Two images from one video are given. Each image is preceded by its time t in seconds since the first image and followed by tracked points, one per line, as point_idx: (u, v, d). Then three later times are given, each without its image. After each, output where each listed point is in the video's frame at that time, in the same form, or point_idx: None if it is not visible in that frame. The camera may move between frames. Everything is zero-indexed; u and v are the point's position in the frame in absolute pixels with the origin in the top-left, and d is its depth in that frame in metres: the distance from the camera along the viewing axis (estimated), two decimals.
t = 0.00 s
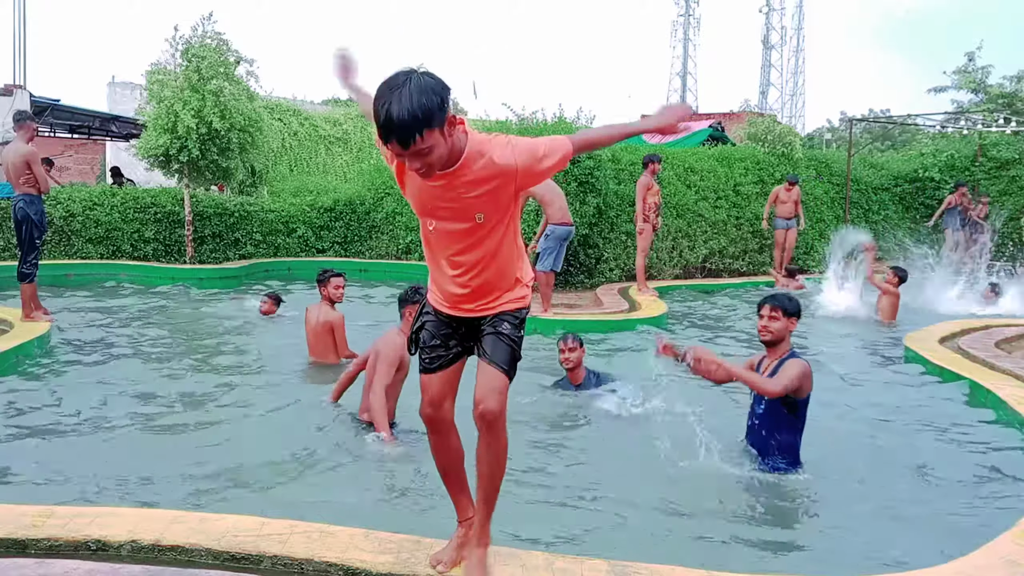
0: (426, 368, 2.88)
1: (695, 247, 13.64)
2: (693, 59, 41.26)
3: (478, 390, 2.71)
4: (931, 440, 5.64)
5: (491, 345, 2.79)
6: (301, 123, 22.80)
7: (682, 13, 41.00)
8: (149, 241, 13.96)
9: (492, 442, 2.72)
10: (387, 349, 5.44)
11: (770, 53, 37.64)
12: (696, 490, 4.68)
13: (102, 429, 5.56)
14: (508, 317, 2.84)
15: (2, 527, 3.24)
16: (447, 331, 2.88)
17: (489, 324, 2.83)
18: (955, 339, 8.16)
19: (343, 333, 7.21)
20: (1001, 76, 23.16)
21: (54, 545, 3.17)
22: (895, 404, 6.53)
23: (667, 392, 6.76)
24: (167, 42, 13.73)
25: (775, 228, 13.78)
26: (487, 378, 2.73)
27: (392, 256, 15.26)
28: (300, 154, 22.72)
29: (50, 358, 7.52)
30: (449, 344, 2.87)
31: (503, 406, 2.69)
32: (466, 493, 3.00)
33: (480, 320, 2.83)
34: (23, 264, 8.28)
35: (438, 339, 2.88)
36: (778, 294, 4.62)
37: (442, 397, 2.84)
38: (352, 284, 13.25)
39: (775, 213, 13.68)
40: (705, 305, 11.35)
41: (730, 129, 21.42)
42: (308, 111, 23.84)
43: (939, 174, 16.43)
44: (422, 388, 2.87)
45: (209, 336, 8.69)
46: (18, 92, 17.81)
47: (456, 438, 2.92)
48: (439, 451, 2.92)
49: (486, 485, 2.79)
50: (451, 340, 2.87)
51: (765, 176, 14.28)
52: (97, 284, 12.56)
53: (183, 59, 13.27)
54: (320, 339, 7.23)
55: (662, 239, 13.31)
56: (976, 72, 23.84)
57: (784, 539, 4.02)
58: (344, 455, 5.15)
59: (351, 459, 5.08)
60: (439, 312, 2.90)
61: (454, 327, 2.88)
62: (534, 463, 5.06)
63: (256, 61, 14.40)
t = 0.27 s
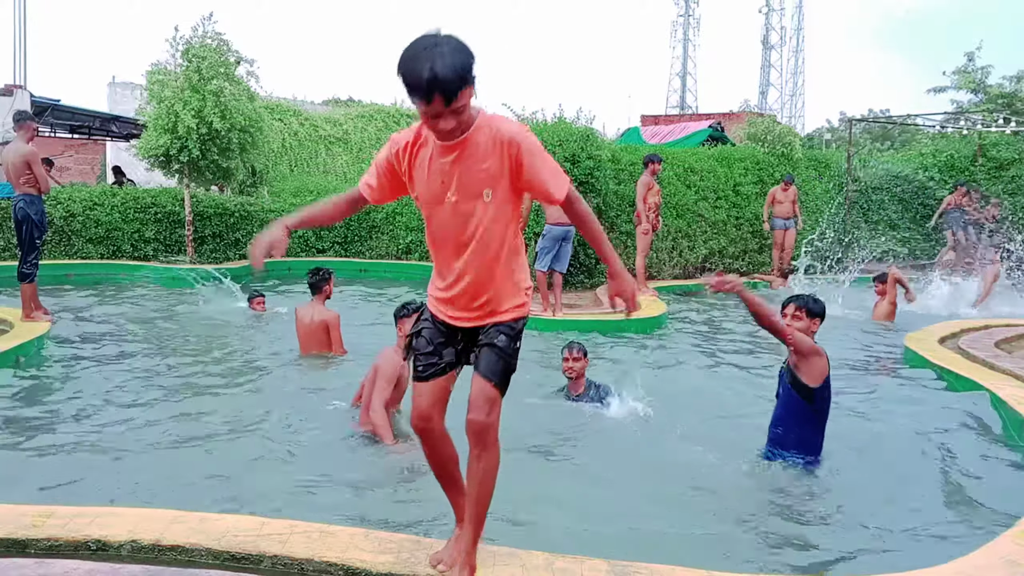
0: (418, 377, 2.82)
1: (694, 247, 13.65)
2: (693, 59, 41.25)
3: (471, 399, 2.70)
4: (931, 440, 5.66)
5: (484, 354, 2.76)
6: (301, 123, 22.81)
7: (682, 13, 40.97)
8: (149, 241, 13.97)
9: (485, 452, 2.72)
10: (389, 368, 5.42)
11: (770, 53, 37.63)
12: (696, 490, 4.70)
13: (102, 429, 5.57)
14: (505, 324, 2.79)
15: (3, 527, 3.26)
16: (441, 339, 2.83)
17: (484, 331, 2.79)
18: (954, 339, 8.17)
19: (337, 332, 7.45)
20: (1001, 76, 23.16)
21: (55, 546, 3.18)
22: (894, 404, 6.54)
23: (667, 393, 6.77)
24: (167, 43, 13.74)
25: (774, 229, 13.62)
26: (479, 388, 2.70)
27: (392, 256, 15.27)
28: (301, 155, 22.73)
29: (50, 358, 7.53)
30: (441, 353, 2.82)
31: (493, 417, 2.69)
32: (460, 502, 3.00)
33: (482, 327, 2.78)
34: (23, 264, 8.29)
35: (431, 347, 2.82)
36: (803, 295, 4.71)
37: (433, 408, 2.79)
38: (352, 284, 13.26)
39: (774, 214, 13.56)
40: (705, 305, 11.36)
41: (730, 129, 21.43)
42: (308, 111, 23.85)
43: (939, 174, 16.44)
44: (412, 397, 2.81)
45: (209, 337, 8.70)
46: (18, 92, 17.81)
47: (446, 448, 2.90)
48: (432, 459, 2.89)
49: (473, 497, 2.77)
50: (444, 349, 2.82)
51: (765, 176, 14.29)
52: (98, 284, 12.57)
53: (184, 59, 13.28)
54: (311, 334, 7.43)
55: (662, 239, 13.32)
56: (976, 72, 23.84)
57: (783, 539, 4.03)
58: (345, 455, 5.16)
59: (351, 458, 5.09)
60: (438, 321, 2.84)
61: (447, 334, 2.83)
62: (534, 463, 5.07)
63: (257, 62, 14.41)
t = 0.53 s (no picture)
0: (426, 388, 2.80)
1: (694, 247, 13.66)
2: (693, 59, 41.21)
3: (499, 410, 2.72)
4: (931, 440, 5.65)
5: (503, 363, 2.74)
6: (301, 124, 22.79)
7: (682, 13, 40.93)
8: (149, 241, 13.96)
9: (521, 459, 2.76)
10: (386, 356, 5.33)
11: (770, 53, 37.63)
12: (696, 490, 4.69)
13: (102, 429, 5.57)
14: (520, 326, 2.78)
15: (3, 527, 3.26)
16: (445, 347, 2.79)
17: (499, 337, 2.76)
18: (954, 339, 8.17)
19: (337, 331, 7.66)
20: (1001, 76, 23.15)
21: (55, 545, 3.18)
22: (893, 404, 6.54)
23: (667, 393, 6.77)
24: (167, 43, 13.75)
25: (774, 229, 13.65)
26: (503, 400, 2.72)
27: (392, 256, 15.27)
28: (301, 155, 22.73)
29: (50, 359, 7.52)
30: (446, 362, 2.79)
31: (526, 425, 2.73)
32: (471, 505, 3.01)
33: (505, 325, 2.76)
34: (23, 264, 8.28)
35: (436, 357, 2.78)
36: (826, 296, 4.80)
37: (444, 416, 2.79)
38: (352, 284, 13.27)
39: (774, 214, 13.59)
40: (706, 305, 11.36)
41: (730, 129, 21.42)
42: (309, 111, 23.83)
43: (939, 174, 16.44)
44: (422, 408, 2.80)
45: (210, 337, 8.69)
46: (18, 92, 17.80)
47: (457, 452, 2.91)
48: (445, 467, 2.90)
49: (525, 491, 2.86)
50: (449, 356, 2.79)
51: (765, 176, 14.28)
52: (98, 284, 12.56)
53: (184, 59, 13.28)
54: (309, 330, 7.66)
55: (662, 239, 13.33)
56: (976, 72, 23.84)
57: (782, 539, 4.04)
58: (344, 455, 5.17)
59: (350, 458, 5.10)
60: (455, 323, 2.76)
61: (449, 341, 2.79)
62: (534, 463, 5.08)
63: (256, 61, 14.41)
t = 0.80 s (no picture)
0: (444, 386, 2.78)
1: (694, 247, 13.66)
2: (694, 59, 41.18)
3: (526, 410, 2.75)
4: (932, 439, 5.64)
5: (528, 362, 2.75)
6: (301, 124, 22.78)
7: (682, 13, 40.91)
8: (149, 241, 13.96)
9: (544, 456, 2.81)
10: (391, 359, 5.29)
11: (770, 53, 37.60)
12: (696, 490, 4.69)
13: (101, 430, 5.56)
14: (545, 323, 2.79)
15: (3, 527, 3.25)
16: (463, 345, 2.75)
17: (526, 335, 2.75)
18: (954, 338, 8.17)
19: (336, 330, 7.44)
20: (1001, 76, 23.14)
21: (55, 546, 3.18)
22: (894, 403, 6.54)
23: (667, 393, 6.77)
24: (167, 43, 13.75)
25: (776, 229, 13.94)
26: (531, 400, 2.75)
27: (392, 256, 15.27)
28: (301, 155, 22.73)
29: (50, 359, 7.52)
30: (463, 360, 2.76)
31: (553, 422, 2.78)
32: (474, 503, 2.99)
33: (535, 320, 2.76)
34: (23, 264, 8.28)
35: (454, 355, 2.75)
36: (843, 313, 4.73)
37: (462, 413, 2.80)
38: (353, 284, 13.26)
39: (775, 213, 13.82)
40: (706, 305, 11.36)
41: (730, 129, 21.42)
42: (309, 111, 23.84)
43: (939, 174, 16.43)
44: (441, 407, 2.78)
45: (210, 337, 8.68)
46: (18, 92, 17.80)
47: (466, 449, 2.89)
48: (454, 465, 2.89)
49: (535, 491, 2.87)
50: (466, 354, 2.76)
51: (765, 176, 14.28)
52: (98, 284, 12.55)
53: (184, 59, 13.29)
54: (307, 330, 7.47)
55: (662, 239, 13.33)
56: (976, 72, 23.83)
57: (782, 539, 4.03)
58: (344, 454, 5.16)
59: (349, 458, 5.09)
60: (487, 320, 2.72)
61: (467, 338, 2.75)
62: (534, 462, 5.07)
63: (256, 61, 14.41)
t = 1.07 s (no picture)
0: (456, 378, 2.81)
1: (695, 247, 13.65)
2: (694, 59, 41.13)
3: (531, 405, 2.74)
4: (932, 439, 5.64)
5: (534, 359, 2.73)
6: (301, 124, 22.77)
7: (682, 13, 40.86)
8: (149, 241, 13.96)
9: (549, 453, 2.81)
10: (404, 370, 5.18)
11: (770, 53, 37.57)
12: (695, 490, 4.69)
13: (101, 430, 5.56)
14: (552, 318, 2.75)
15: (3, 527, 3.25)
16: (473, 339, 2.77)
17: (529, 330, 2.73)
18: (954, 338, 8.16)
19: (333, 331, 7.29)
20: (1001, 76, 23.13)
21: (55, 546, 3.18)
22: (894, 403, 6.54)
23: (668, 392, 6.76)
24: (167, 43, 13.75)
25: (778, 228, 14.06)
26: (537, 395, 2.73)
27: (392, 256, 15.26)
28: (301, 155, 22.72)
29: (50, 359, 7.51)
30: (473, 353, 2.77)
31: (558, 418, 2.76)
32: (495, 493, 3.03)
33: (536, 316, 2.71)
34: (23, 264, 8.28)
35: (464, 348, 2.78)
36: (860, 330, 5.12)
37: (475, 406, 2.82)
38: (352, 284, 13.25)
39: (778, 213, 13.94)
40: (706, 305, 11.35)
41: (730, 129, 21.41)
42: (309, 111, 23.84)
43: (939, 174, 16.43)
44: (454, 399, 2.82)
45: (209, 337, 8.68)
46: (18, 92, 17.80)
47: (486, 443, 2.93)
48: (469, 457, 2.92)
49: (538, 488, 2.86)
50: (476, 347, 2.77)
51: (765, 176, 14.28)
52: (97, 284, 12.55)
53: (184, 59, 13.28)
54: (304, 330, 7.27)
55: (662, 239, 13.33)
56: (976, 72, 23.82)
57: (782, 539, 4.03)
58: (344, 454, 5.17)
59: (349, 458, 5.09)
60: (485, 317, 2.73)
61: (477, 331, 2.76)
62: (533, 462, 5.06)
63: (256, 61, 14.41)
